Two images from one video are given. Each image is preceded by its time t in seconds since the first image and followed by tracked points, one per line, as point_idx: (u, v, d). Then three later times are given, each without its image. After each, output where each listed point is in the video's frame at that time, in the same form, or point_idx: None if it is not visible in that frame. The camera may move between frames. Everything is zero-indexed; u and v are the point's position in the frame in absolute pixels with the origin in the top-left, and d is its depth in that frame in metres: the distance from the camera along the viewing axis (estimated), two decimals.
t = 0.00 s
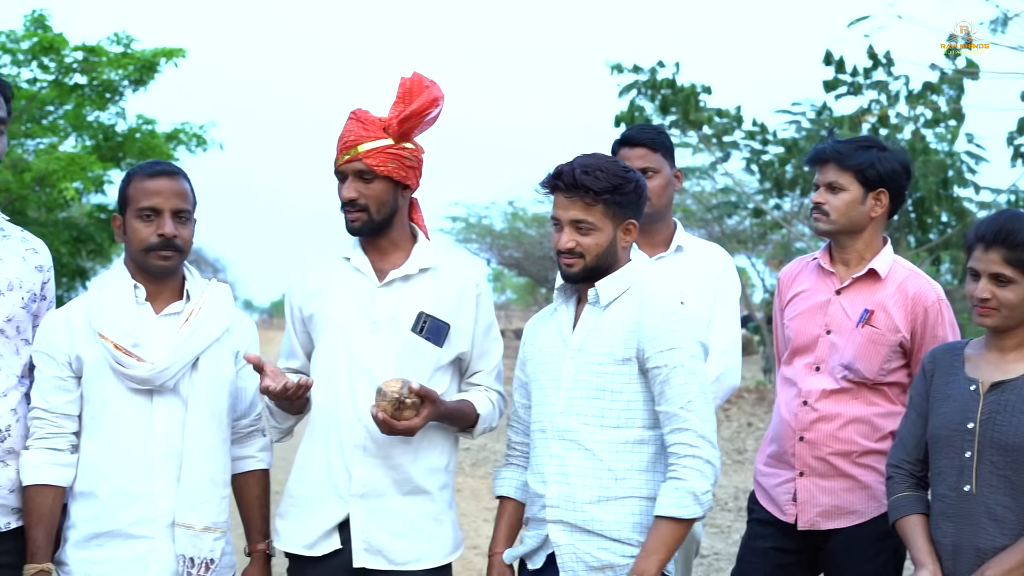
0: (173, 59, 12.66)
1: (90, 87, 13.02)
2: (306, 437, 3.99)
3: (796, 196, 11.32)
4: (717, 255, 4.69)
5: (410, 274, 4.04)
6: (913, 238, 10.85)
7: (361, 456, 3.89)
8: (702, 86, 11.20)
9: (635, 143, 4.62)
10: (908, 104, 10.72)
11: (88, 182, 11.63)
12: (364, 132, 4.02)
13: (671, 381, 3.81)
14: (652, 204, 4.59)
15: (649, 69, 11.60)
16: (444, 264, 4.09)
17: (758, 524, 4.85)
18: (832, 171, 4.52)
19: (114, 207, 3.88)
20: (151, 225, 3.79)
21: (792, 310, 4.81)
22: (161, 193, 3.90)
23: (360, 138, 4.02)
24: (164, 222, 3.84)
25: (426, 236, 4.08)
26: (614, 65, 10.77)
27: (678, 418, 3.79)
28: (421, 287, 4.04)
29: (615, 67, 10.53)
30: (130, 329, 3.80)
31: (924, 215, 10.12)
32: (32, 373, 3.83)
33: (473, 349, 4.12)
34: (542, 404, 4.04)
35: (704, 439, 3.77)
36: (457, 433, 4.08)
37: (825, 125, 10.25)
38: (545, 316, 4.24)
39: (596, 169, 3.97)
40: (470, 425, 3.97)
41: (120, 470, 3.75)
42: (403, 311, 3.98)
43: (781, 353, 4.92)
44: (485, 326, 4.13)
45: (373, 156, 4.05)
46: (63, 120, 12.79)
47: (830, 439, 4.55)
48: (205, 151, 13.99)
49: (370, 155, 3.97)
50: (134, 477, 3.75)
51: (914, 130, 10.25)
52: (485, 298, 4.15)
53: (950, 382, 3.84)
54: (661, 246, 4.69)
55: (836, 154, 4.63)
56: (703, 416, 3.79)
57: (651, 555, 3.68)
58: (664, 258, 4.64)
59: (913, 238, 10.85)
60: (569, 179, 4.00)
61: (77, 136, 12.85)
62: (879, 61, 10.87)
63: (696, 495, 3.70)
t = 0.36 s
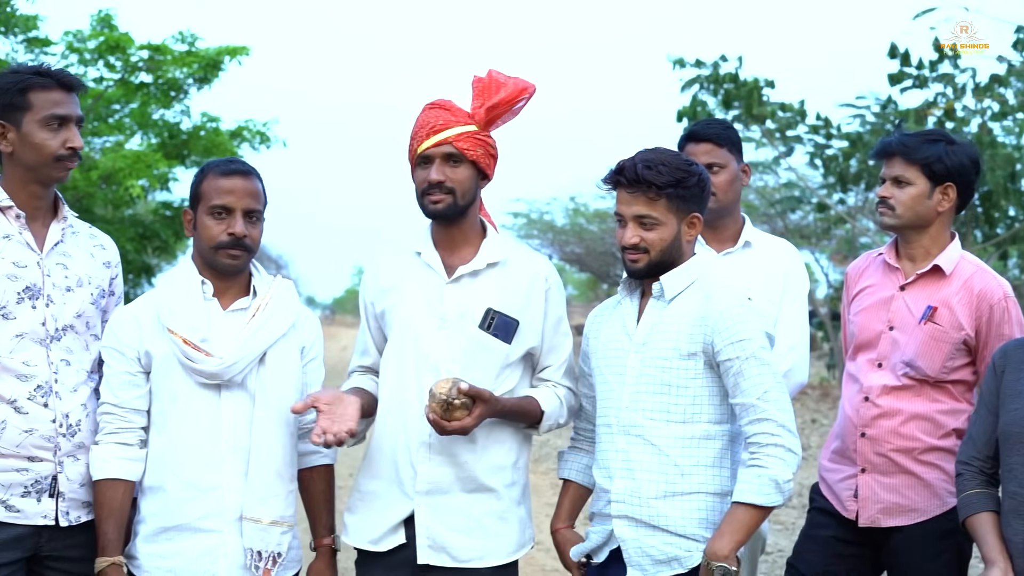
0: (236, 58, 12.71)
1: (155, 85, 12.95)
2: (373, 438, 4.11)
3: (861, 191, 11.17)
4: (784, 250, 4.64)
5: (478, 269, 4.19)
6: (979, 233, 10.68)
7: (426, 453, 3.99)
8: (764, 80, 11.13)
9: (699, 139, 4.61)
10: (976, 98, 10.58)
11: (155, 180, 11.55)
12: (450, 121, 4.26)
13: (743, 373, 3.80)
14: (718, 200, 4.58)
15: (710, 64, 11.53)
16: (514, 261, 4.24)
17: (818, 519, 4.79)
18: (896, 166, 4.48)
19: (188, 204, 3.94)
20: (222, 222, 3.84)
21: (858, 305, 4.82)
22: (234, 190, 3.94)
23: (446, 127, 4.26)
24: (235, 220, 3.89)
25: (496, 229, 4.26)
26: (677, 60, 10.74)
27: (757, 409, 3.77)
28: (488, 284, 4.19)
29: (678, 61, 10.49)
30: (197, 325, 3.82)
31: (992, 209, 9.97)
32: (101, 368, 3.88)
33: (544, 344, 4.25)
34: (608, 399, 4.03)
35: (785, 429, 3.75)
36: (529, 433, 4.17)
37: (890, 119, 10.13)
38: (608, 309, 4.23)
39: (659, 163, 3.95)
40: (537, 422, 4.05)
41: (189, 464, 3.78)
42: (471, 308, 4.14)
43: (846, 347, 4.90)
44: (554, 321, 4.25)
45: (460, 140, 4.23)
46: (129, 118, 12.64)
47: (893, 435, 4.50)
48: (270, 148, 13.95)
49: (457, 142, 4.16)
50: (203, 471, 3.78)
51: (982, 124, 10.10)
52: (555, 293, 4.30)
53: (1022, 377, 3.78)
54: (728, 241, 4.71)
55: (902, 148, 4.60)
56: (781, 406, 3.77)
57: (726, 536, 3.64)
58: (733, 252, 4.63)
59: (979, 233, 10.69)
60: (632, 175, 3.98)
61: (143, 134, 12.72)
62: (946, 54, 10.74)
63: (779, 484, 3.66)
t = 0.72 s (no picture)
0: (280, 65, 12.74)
1: (204, 92, 13.14)
2: (428, 438, 4.14)
3: (907, 194, 11.06)
4: (837, 256, 4.63)
5: (525, 275, 4.16)
6: None
7: (477, 460, 4.01)
8: (811, 83, 11.06)
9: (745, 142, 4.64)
10: None
11: (202, 185, 11.88)
12: (494, 128, 4.33)
13: (801, 375, 3.76)
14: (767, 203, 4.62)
15: (755, 68, 11.47)
16: (560, 263, 4.20)
17: (863, 525, 4.76)
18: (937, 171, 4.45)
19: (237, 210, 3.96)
20: (272, 227, 3.86)
21: (900, 310, 4.77)
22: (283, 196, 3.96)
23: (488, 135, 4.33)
24: (285, 225, 3.91)
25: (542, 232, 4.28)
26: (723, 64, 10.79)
27: (819, 410, 3.72)
28: (535, 289, 4.15)
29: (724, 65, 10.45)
30: (250, 330, 3.85)
31: None
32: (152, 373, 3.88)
33: (589, 346, 4.19)
34: (654, 405, 3.98)
35: (850, 427, 3.70)
36: (575, 436, 4.13)
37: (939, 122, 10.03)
38: (655, 314, 4.18)
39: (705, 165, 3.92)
40: (574, 422, 4.02)
41: (240, 469, 3.79)
42: (518, 313, 4.11)
43: (891, 351, 4.86)
44: (600, 323, 4.20)
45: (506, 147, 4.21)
46: (177, 125, 12.94)
47: (936, 441, 4.46)
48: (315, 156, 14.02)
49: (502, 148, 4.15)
50: (254, 476, 3.79)
51: None
52: (602, 295, 4.24)
53: None
54: (776, 246, 4.72)
55: (941, 155, 4.57)
56: (843, 406, 3.73)
57: (800, 537, 3.60)
58: (780, 258, 4.66)
59: None
60: (679, 177, 3.95)
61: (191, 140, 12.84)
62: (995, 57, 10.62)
63: (851, 481, 3.60)
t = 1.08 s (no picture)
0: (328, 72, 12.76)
1: (256, 100, 13.09)
2: (479, 443, 4.16)
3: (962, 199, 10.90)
4: (889, 260, 4.65)
5: (574, 280, 4.14)
6: None
7: (532, 467, 4.00)
8: (864, 87, 10.95)
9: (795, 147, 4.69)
10: None
11: (255, 192, 11.80)
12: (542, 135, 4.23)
13: (857, 386, 3.70)
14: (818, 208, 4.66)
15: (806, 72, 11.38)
16: (609, 268, 4.18)
17: (918, 535, 4.73)
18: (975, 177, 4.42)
19: (293, 221, 4.01)
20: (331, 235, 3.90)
21: (945, 317, 4.72)
22: (338, 204, 4.00)
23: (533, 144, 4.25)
24: (342, 233, 3.95)
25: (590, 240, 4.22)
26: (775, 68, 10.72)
27: (875, 421, 3.67)
28: (585, 294, 4.12)
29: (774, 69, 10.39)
30: (303, 337, 3.87)
31: None
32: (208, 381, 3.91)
33: (639, 349, 4.19)
34: (706, 413, 3.93)
35: (906, 439, 3.64)
36: (628, 436, 4.14)
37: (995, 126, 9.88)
38: (710, 321, 4.15)
39: (753, 168, 3.88)
40: (630, 421, 4.01)
41: (296, 475, 3.82)
42: (569, 319, 4.09)
43: (935, 360, 4.81)
44: (651, 326, 4.18)
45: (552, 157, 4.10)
46: (229, 132, 12.89)
47: (989, 448, 4.38)
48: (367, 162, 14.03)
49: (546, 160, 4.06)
50: (309, 481, 3.81)
51: None
52: (651, 300, 4.23)
53: None
54: (827, 252, 4.73)
55: (981, 159, 4.53)
56: (900, 418, 3.67)
57: (847, 542, 3.62)
58: (831, 262, 4.68)
59: None
60: (726, 182, 3.92)
61: (243, 147, 12.89)
62: None
63: (901, 495, 3.60)
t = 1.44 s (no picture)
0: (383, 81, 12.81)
1: (314, 108, 13.72)
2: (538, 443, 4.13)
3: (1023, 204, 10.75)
4: (948, 264, 4.64)
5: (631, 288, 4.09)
6: None
7: (589, 472, 4.00)
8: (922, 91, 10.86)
9: (856, 152, 4.72)
10: None
11: (312, 200, 12.25)
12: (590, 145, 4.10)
13: (904, 400, 3.66)
14: (879, 214, 4.68)
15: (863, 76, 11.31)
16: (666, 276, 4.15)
17: (983, 542, 4.68)
18: None
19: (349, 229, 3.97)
20: (384, 243, 3.85)
21: (1007, 323, 4.68)
22: (393, 212, 3.95)
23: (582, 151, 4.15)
24: (396, 241, 3.89)
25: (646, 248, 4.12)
26: (833, 72, 10.60)
27: (909, 437, 3.63)
28: (643, 301, 4.09)
29: (832, 74, 10.33)
30: (364, 344, 3.88)
31: None
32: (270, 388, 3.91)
33: (695, 357, 4.14)
34: (768, 420, 3.92)
35: (937, 460, 3.61)
36: (682, 442, 4.12)
37: None
38: (769, 329, 4.14)
39: (811, 176, 3.86)
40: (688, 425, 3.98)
41: (356, 482, 3.83)
42: (627, 325, 4.06)
43: (997, 367, 4.76)
44: (708, 334, 4.14)
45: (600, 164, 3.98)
46: (288, 141, 13.50)
47: None
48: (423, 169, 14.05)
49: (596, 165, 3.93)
50: (369, 488, 3.83)
51: None
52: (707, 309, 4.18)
53: None
54: (888, 257, 4.74)
55: None
56: (938, 436, 3.63)
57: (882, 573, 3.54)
58: (890, 268, 4.69)
59: None
60: (785, 191, 3.91)
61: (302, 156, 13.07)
62: None
63: (927, 516, 3.56)
